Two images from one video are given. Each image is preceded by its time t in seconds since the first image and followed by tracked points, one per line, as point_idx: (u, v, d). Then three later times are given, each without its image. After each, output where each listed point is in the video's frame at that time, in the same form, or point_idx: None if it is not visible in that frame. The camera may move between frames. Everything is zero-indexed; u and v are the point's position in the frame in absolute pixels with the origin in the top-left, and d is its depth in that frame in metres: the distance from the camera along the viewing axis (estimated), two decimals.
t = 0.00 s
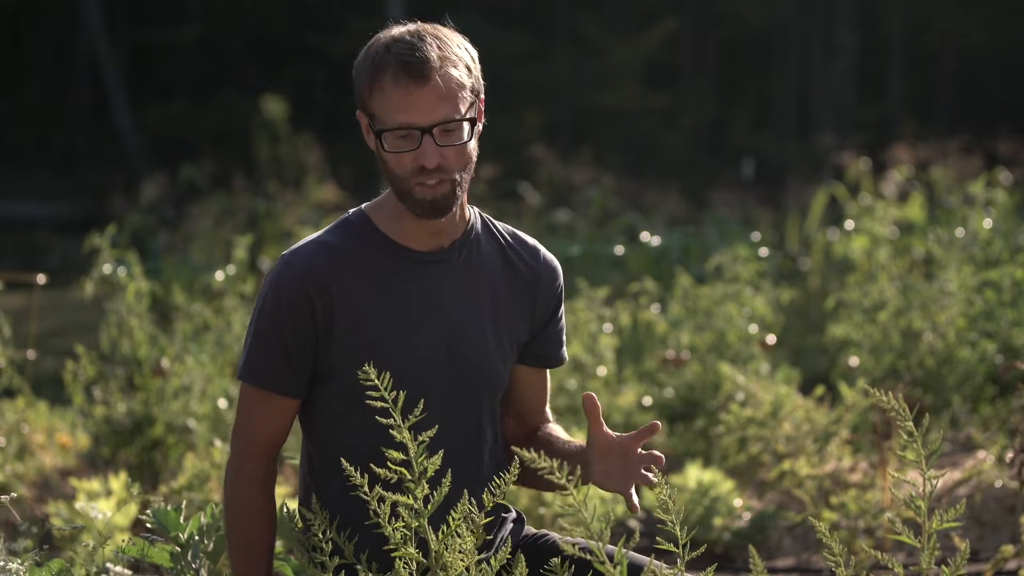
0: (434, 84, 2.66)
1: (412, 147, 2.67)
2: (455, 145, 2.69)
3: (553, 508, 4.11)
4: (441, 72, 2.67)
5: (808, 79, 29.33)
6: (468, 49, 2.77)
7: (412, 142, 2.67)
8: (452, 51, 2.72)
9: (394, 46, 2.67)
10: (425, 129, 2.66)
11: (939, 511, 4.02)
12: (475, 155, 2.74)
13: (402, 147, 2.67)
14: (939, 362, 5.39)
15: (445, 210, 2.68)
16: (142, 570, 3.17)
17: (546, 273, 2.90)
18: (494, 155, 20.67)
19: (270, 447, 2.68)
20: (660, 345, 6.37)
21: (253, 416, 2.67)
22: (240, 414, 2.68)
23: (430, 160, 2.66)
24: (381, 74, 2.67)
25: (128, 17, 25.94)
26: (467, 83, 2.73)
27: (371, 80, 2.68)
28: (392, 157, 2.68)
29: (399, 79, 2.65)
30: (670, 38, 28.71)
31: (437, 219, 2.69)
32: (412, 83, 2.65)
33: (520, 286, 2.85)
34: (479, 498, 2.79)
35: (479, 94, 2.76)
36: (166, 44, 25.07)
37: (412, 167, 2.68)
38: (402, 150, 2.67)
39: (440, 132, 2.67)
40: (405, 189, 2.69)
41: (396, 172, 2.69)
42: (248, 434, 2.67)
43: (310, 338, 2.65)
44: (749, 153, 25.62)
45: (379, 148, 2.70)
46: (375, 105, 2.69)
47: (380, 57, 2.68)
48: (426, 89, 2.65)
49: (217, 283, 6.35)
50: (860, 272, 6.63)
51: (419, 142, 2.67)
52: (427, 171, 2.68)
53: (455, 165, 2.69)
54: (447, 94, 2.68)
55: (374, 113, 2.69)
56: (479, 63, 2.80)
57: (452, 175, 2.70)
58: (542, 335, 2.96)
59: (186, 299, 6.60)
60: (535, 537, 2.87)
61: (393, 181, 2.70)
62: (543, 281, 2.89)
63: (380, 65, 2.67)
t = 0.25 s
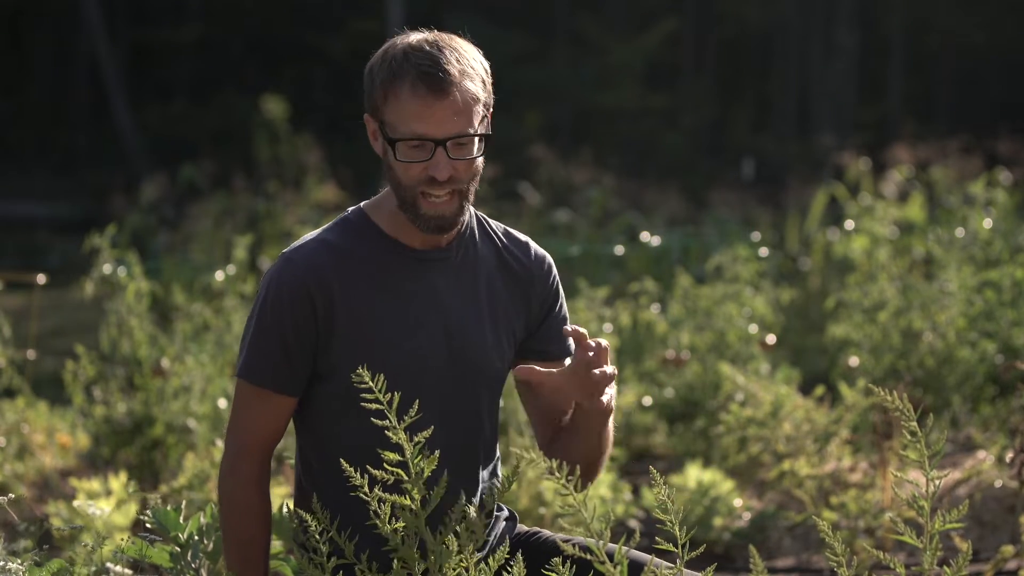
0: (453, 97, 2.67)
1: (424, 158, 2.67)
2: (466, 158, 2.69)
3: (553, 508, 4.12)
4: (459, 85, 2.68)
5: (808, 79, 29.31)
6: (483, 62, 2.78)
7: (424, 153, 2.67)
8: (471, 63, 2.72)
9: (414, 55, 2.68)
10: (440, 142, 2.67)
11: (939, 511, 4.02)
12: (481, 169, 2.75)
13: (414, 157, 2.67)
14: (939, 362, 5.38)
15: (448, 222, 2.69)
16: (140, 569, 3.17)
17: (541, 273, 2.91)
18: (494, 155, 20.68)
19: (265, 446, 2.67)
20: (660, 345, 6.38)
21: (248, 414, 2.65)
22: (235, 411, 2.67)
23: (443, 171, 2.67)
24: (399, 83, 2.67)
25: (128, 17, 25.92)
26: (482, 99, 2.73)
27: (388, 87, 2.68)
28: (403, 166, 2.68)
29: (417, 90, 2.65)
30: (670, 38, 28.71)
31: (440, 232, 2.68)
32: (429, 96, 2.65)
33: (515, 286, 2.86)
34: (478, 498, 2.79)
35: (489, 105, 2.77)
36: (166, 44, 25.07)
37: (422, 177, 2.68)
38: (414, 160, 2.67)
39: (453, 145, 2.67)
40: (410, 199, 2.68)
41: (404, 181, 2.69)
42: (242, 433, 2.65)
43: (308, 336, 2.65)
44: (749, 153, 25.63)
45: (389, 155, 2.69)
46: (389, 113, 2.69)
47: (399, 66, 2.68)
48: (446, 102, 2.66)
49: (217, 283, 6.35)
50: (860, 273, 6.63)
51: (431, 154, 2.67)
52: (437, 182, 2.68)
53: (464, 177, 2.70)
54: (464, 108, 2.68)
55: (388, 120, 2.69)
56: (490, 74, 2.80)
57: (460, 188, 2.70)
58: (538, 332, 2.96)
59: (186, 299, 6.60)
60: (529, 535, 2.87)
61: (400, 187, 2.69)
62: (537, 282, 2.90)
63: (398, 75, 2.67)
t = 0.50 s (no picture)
0: (468, 122, 2.62)
1: (434, 178, 2.63)
2: (475, 182, 2.65)
3: (554, 508, 4.12)
4: (477, 109, 2.64)
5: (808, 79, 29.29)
6: (500, 83, 2.74)
7: (434, 173, 2.62)
8: (489, 87, 2.69)
9: (434, 72, 2.64)
10: (452, 165, 2.62)
11: (939, 511, 4.02)
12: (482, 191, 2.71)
13: (423, 176, 2.63)
14: (939, 362, 5.40)
15: (451, 231, 2.67)
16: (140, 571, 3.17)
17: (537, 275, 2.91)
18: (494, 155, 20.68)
19: (260, 446, 2.67)
20: (660, 345, 6.37)
21: (242, 416, 2.65)
22: (230, 413, 2.67)
23: (450, 194, 2.63)
24: (417, 99, 2.63)
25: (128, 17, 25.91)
26: (495, 122, 2.69)
27: (405, 101, 2.64)
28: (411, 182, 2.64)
29: (436, 110, 2.61)
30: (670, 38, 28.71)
31: (442, 241, 2.67)
32: (447, 118, 2.61)
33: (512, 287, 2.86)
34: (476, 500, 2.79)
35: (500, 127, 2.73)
36: (166, 44, 25.07)
37: (431, 198, 2.64)
38: (424, 179, 2.63)
39: (464, 169, 2.63)
40: (415, 213, 2.66)
41: (411, 196, 2.65)
42: (237, 434, 2.65)
43: (304, 338, 2.65)
44: (749, 153, 25.62)
45: (398, 172, 2.65)
46: (403, 126, 2.64)
47: (418, 83, 2.63)
48: (460, 128, 2.61)
49: (218, 283, 6.36)
50: (860, 273, 6.63)
51: (440, 175, 2.62)
52: (443, 205, 2.64)
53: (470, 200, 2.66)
54: (479, 133, 2.64)
55: (400, 136, 2.64)
56: (504, 94, 2.76)
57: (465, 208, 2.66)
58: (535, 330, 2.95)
59: (186, 299, 6.60)
60: (527, 537, 2.88)
61: (404, 202, 2.66)
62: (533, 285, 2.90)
63: (418, 92, 2.63)
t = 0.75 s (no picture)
0: (463, 111, 2.63)
1: (435, 172, 2.63)
2: (475, 174, 2.65)
3: (554, 508, 4.13)
4: (470, 100, 2.64)
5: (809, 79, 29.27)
6: (487, 73, 2.74)
7: (436, 167, 2.63)
8: (479, 79, 2.69)
9: (424, 68, 2.65)
10: (452, 157, 2.62)
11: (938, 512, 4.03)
12: (484, 179, 2.72)
13: (425, 171, 2.63)
14: (939, 361, 5.37)
15: (455, 228, 2.66)
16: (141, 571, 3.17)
17: (535, 277, 2.90)
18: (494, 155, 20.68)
19: (261, 448, 2.67)
20: (660, 345, 6.36)
21: (243, 417, 2.65)
22: (230, 415, 2.67)
23: (455, 185, 2.62)
24: (411, 95, 2.63)
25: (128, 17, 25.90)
26: (488, 111, 2.70)
27: (398, 98, 2.64)
28: (413, 179, 2.63)
29: (431, 105, 2.62)
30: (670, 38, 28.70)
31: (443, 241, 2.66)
32: (444, 111, 2.61)
33: (511, 287, 2.85)
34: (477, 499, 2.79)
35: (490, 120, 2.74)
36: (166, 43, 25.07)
37: (435, 192, 2.63)
38: (426, 174, 2.63)
39: (464, 160, 2.63)
40: (416, 210, 2.65)
41: (412, 193, 2.64)
42: (237, 436, 2.65)
43: (303, 339, 2.65)
44: (749, 153, 25.62)
45: (399, 171, 2.65)
46: (400, 126, 2.65)
47: (408, 80, 2.64)
48: (454, 117, 2.62)
49: (218, 283, 6.36)
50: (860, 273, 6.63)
51: (442, 169, 2.62)
52: (448, 196, 2.63)
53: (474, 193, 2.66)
54: (474, 123, 2.64)
55: (396, 136, 2.65)
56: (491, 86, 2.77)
57: (468, 203, 2.66)
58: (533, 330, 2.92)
59: (186, 298, 6.59)
60: (529, 538, 2.87)
61: (404, 199, 2.66)
62: (531, 286, 2.89)
63: (411, 89, 2.63)
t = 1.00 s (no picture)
0: (461, 114, 2.63)
1: (432, 177, 2.63)
2: (473, 177, 2.65)
3: (554, 508, 4.13)
4: (469, 102, 2.64)
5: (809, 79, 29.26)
6: (486, 74, 2.73)
7: (433, 171, 2.63)
8: (478, 82, 2.69)
9: (423, 71, 2.64)
10: (449, 161, 2.62)
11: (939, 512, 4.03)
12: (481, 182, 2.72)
13: (422, 175, 2.63)
14: (939, 361, 5.37)
15: (452, 231, 2.65)
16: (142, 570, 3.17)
17: (532, 277, 2.90)
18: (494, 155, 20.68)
19: (261, 449, 2.68)
20: (660, 345, 6.35)
21: (243, 419, 2.65)
22: (229, 417, 2.67)
23: (451, 190, 2.62)
24: (409, 98, 2.63)
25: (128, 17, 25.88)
26: (486, 114, 2.70)
27: (396, 101, 2.64)
28: (410, 182, 2.63)
29: (429, 108, 2.61)
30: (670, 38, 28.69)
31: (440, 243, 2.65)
32: (441, 115, 2.61)
33: (510, 287, 2.85)
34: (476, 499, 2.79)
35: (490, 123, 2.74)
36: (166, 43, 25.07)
37: (431, 195, 2.63)
38: (422, 177, 2.63)
39: (462, 164, 2.63)
40: (415, 213, 2.65)
41: (410, 196, 2.64)
42: (237, 438, 2.66)
43: (301, 343, 2.65)
44: (749, 153, 25.61)
45: (396, 173, 2.65)
46: (397, 129, 2.64)
47: (407, 82, 2.64)
48: (453, 120, 2.61)
49: (218, 283, 6.36)
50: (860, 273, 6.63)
51: (439, 173, 2.62)
52: (444, 200, 2.63)
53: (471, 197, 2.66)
54: (471, 126, 2.64)
55: (394, 138, 2.65)
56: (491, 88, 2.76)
57: (464, 205, 2.66)
58: (530, 328, 2.91)
59: (187, 298, 6.59)
60: (528, 537, 2.87)
61: (402, 202, 2.66)
62: (529, 286, 2.89)
63: (410, 92, 2.62)
